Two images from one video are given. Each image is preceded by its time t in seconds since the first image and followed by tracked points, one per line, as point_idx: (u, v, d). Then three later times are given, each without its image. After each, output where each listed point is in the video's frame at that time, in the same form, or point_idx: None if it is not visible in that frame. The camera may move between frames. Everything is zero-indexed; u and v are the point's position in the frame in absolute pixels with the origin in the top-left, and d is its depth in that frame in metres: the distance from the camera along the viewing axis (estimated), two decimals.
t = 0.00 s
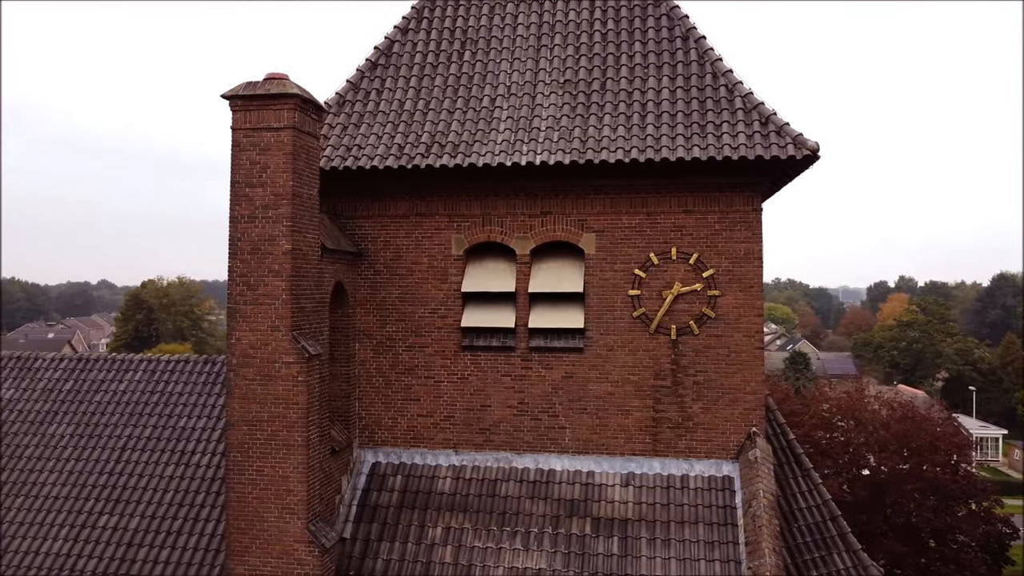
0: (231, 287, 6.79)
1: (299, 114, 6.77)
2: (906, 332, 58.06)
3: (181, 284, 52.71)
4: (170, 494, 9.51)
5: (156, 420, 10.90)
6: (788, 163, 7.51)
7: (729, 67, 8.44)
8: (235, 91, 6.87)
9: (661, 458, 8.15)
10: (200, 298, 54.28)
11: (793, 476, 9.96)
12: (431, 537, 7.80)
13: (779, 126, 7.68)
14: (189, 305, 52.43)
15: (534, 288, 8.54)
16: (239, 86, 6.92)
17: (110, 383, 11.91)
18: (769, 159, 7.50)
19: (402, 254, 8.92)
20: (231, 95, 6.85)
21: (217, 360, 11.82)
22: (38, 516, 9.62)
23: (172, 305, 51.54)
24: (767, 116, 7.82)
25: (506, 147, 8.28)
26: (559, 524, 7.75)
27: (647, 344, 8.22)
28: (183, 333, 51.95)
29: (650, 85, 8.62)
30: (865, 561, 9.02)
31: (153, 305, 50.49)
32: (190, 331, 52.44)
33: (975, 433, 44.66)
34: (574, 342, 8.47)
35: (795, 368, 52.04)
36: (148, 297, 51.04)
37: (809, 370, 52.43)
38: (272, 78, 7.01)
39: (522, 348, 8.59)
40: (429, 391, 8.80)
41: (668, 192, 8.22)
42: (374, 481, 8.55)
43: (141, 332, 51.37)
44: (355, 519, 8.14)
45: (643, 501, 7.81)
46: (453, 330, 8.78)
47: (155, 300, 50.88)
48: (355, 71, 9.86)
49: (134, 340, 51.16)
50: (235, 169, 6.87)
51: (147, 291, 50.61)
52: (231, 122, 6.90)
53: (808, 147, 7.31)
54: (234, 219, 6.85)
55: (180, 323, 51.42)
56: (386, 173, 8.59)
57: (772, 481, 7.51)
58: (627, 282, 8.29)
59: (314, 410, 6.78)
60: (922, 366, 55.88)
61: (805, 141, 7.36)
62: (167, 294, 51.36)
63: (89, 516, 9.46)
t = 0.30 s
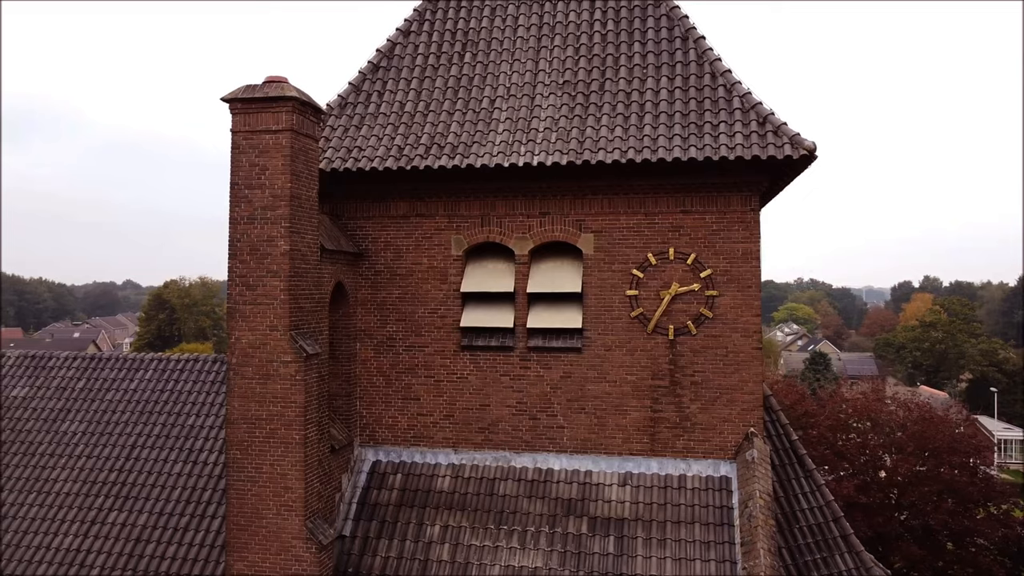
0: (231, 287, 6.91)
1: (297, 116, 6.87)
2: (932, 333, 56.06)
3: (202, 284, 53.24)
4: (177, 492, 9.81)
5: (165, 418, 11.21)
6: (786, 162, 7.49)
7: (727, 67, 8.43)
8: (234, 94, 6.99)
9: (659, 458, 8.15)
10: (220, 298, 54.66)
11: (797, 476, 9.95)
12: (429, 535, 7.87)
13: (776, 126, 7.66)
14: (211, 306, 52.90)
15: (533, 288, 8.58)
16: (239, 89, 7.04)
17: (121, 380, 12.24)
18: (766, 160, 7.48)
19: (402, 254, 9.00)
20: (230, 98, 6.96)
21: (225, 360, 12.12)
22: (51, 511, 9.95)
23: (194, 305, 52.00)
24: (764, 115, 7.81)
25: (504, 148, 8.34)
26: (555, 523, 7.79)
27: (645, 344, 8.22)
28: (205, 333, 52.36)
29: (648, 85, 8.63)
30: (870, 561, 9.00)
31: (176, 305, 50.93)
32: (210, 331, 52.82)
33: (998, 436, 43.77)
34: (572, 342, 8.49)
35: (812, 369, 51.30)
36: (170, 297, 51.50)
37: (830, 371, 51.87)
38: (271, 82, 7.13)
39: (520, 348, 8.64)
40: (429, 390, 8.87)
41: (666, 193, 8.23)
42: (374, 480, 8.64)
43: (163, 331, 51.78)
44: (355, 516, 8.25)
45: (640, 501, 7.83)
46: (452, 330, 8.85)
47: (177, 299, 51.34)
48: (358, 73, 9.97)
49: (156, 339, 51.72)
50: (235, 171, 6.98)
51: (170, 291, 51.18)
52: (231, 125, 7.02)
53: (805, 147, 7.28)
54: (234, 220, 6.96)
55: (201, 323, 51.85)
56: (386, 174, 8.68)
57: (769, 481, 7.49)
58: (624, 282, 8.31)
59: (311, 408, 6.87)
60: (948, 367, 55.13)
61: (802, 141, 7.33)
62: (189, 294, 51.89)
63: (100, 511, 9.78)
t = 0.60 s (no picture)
0: (230, 287, 7.03)
1: (294, 118, 6.97)
2: (954, 333, 53.95)
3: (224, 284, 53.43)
4: (183, 488, 10.06)
5: (173, 416, 11.49)
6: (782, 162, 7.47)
7: (725, 67, 8.42)
8: (234, 96, 7.10)
9: (656, 458, 8.16)
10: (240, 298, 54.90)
11: (798, 477, 9.89)
12: (427, 533, 7.95)
13: (773, 126, 7.65)
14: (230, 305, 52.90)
15: (531, 288, 8.63)
16: (238, 92, 7.15)
17: (132, 379, 12.56)
18: (762, 160, 7.48)
19: (402, 254, 9.09)
20: (230, 101, 7.08)
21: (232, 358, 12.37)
22: (63, 507, 10.27)
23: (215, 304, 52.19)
24: (761, 115, 7.79)
25: (502, 148, 8.40)
26: (552, 522, 7.83)
27: (642, 344, 8.23)
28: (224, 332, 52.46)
29: (646, 86, 8.64)
30: (870, 563, 8.93)
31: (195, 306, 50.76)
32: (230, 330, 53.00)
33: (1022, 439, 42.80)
34: (570, 341, 8.52)
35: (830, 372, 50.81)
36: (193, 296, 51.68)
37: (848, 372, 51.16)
38: (270, 84, 7.24)
39: (518, 348, 8.70)
40: (428, 390, 8.95)
41: (663, 193, 8.24)
42: (374, 478, 8.74)
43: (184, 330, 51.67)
44: (354, 514, 8.35)
45: (636, 500, 7.85)
46: (451, 329, 8.92)
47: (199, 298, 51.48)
48: (359, 75, 10.08)
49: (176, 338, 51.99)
50: (234, 173, 7.11)
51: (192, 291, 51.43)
52: (230, 127, 7.14)
53: (801, 146, 7.26)
54: (233, 221, 7.08)
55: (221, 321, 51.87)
56: (386, 175, 8.78)
57: (765, 481, 7.48)
58: (622, 282, 8.32)
59: (308, 407, 6.97)
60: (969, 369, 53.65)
61: (798, 141, 7.31)
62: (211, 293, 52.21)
63: (109, 508, 10.07)
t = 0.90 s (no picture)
0: (231, 287, 7.16)
1: (294, 121, 7.09)
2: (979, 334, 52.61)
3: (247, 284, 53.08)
4: (192, 485, 10.29)
5: (184, 414, 11.74)
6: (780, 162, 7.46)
7: (725, 67, 8.41)
8: (235, 100, 7.24)
9: (654, 458, 8.17)
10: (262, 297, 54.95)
11: (802, 478, 9.84)
12: (426, 531, 8.03)
13: (770, 126, 7.63)
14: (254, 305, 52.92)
15: (530, 288, 8.68)
16: (239, 95, 7.29)
17: (145, 377, 12.86)
18: (759, 160, 7.47)
19: (404, 254, 9.18)
20: (231, 104, 7.21)
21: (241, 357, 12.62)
22: (76, 503, 10.57)
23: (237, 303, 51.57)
24: (760, 115, 7.78)
25: (500, 149, 8.47)
26: (550, 521, 7.87)
27: (641, 344, 8.25)
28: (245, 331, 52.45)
29: (645, 86, 8.66)
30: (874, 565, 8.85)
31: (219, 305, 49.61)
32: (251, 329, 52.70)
33: None
34: (569, 341, 8.55)
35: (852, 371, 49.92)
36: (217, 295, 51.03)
37: (872, 372, 50.10)
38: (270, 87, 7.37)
39: (518, 347, 8.75)
40: (429, 389, 9.03)
41: (661, 193, 8.24)
42: (376, 476, 8.84)
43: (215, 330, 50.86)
44: (355, 511, 8.46)
45: (634, 500, 7.87)
46: (452, 329, 9.00)
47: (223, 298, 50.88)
48: (363, 77, 10.21)
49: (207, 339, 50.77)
50: (235, 175, 7.25)
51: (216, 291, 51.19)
52: (232, 130, 7.27)
53: (799, 146, 7.25)
54: (235, 222, 7.22)
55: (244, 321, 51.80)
56: (387, 176, 8.88)
57: (763, 482, 7.46)
58: (621, 282, 8.34)
59: (308, 406, 7.08)
60: (994, 371, 51.96)
61: (795, 140, 7.30)
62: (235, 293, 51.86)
63: (120, 504, 10.33)
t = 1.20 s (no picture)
0: (234, 287, 7.31)
1: (294, 124, 7.22)
2: (1005, 334, 51.45)
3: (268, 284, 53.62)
4: (202, 482, 10.50)
5: (195, 412, 11.98)
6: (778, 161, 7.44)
7: (724, 67, 8.41)
8: (237, 103, 7.39)
9: (653, 457, 8.18)
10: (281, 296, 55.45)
11: (805, 478, 9.78)
12: (426, 529, 8.11)
13: (769, 125, 7.62)
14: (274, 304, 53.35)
15: (530, 288, 8.73)
16: (241, 98, 7.44)
17: (157, 376, 13.14)
18: (757, 159, 7.46)
19: (406, 255, 9.28)
20: (233, 107, 7.37)
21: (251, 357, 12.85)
22: (90, 499, 10.83)
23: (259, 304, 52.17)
24: (758, 115, 7.77)
25: (500, 150, 8.53)
26: (548, 520, 7.92)
27: (640, 344, 8.26)
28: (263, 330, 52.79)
29: (645, 86, 8.68)
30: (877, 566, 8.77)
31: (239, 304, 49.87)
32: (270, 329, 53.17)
33: None
34: (569, 341, 8.59)
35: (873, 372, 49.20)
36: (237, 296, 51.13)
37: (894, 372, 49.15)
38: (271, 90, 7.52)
39: (518, 347, 8.81)
40: (431, 388, 9.12)
41: (660, 193, 8.25)
42: (378, 474, 8.95)
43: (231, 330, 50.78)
44: (357, 509, 8.57)
45: (633, 499, 7.89)
46: (453, 329, 9.08)
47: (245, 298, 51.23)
48: (367, 80, 10.33)
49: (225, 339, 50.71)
50: (237, 177, 7.40)
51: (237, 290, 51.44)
52: (234, 132, 7.42)
53: (797, 145, 7.24)
54: (237, 223, 7.37)
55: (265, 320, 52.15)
56: (389, 177, 8.98)
57: (762, 482, 7.42)
58: (620, 282, 8.36)
59: (308, 404, 7.19)
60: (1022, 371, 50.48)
61: (794, 140, 7.28)
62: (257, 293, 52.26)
63: (130, 501, 10.58)
